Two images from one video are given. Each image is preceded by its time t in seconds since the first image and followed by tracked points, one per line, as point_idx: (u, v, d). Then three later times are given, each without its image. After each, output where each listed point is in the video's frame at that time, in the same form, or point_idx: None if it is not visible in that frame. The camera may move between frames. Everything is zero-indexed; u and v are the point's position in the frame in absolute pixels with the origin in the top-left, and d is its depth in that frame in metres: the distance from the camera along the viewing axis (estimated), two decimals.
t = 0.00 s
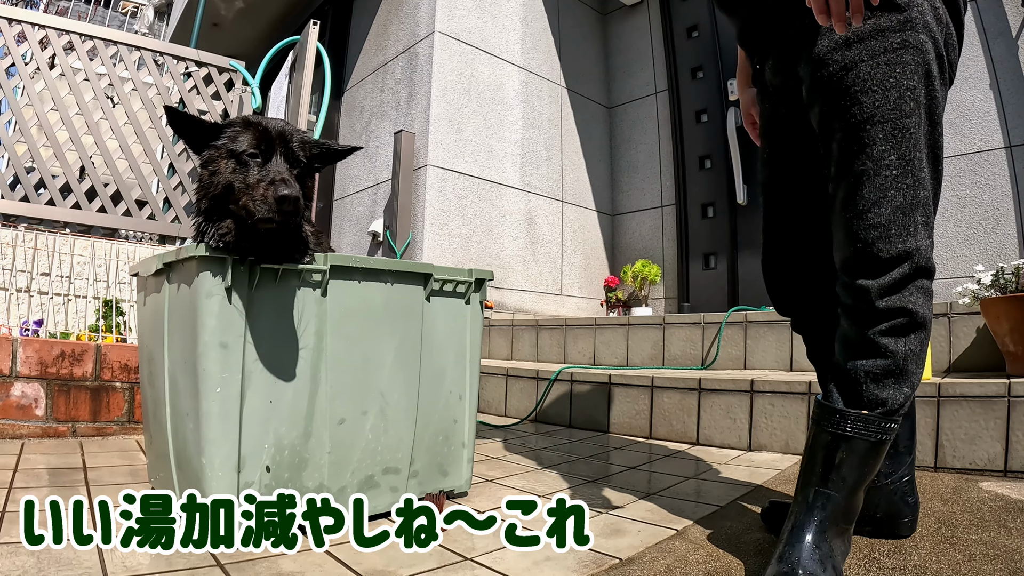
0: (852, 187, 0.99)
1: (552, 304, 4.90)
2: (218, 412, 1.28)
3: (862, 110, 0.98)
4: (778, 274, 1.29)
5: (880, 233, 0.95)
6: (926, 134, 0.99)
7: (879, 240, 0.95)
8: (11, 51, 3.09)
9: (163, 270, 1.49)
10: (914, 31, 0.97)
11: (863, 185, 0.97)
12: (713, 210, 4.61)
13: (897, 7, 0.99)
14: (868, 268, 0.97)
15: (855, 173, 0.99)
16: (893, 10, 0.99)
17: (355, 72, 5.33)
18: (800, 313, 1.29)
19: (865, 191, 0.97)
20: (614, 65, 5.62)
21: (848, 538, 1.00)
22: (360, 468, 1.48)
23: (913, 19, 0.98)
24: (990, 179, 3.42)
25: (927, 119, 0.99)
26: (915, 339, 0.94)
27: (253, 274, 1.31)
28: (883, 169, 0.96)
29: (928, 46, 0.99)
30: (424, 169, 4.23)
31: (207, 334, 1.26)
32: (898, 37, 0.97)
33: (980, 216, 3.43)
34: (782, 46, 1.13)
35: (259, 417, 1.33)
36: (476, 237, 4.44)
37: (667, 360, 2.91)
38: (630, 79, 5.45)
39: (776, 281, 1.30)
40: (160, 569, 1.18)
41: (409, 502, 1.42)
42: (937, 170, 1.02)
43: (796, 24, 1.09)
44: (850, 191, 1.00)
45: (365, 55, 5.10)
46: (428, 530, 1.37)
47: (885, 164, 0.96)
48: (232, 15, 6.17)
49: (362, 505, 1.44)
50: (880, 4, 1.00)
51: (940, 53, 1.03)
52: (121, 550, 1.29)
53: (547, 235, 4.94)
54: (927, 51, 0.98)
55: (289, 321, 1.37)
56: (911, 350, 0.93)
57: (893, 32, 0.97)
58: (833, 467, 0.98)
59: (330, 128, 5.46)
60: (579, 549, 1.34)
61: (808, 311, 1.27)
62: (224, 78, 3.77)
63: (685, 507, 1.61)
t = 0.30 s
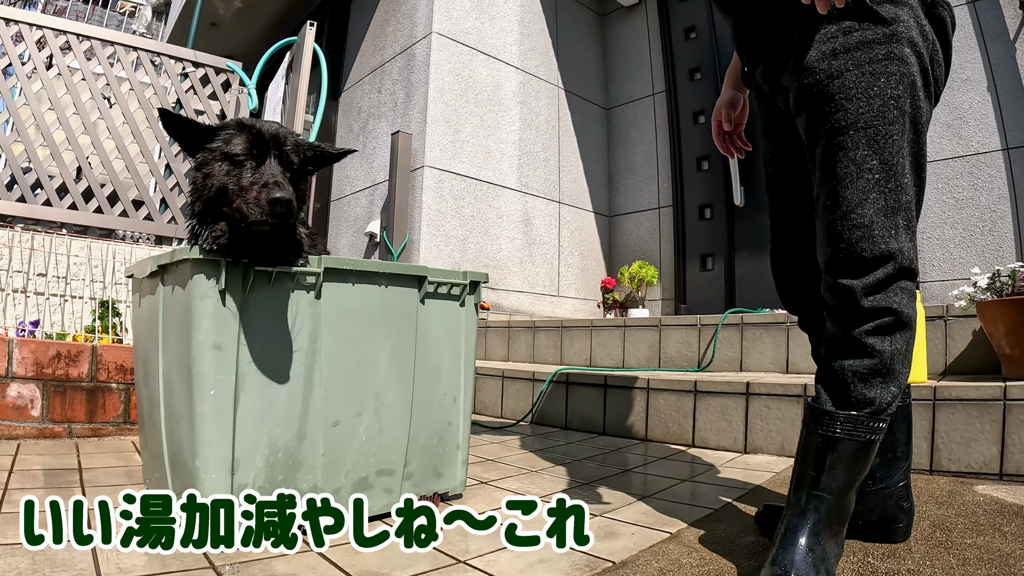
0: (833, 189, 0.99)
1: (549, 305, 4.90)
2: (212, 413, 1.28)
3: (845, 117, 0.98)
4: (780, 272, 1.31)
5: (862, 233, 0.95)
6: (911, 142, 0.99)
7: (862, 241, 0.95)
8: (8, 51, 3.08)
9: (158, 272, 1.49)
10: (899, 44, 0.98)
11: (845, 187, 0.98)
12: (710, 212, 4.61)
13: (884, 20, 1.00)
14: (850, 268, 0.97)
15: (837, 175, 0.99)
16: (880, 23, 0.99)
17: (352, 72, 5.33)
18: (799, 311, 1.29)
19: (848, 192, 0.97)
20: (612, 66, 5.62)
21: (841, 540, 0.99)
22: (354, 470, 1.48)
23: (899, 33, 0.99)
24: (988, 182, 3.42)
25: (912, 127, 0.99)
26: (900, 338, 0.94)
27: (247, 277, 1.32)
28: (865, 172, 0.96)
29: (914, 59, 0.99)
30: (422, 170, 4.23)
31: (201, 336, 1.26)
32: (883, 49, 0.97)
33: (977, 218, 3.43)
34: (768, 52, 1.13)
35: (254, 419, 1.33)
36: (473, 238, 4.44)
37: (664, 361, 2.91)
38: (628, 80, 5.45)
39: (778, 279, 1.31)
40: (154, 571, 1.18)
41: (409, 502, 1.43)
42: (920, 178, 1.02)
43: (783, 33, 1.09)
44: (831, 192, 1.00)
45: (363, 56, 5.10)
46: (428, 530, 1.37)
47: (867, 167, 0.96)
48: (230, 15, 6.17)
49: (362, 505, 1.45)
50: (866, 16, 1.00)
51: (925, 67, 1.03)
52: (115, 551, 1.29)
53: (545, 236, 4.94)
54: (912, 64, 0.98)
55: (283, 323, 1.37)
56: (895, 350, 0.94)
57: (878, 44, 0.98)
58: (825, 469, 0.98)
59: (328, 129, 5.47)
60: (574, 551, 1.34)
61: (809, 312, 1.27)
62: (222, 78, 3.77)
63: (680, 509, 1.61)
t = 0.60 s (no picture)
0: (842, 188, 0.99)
1: (549, 307, 4.90)
2: (211, 417, 1.27)
3: (858, 119, 0.98)
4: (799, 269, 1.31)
5: (872, 229, 0.94)
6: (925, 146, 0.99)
7: (871, 237, 0.95)
8: (8, 53, 3.08)
9: (156, 277, 1.49)
10: (917, 51, 0.97)
11: (854, 185, 0.98)
12: (710, 214, 4.60)
13: (903, 27, 0.99)
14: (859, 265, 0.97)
15: (847, 174, 0.99)
16: (899, 29, 0.99)
17: (352, 74, 5.33)
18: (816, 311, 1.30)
19: (858, 189, 0.97)
20: (612, 68, 5.61)
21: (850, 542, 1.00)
22: (353, 475, 1.48)
23: (917, 40, 0.98)
24: (987, 184, 3.42)
25: (926, 131, 0.98)
26: (909, 339, 0.94)
27: (246, 282, 1.31)
28: (876, 171, 0.96)
29: (930, 67, 0.98)
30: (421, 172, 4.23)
31: (199, 341, 1.26)
32: (900, 54, 0.97)
33: (977, 220, 3.43)
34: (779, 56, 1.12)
35: (252, 424, 1.33)
36: (472, 240, 4.44)
37: (663, 364, 2.92)
38: (627, 82, 5.45)
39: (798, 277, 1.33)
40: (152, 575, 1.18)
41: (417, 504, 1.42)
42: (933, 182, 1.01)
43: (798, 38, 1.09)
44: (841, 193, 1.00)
45: (363, 59, 5.10)
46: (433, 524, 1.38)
47: (879, 166, 0.96)
48: (229, 16, 6.17)
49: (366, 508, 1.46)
50: (886, 21, 1.00)
51: (941, 76, 1.03)
52: (114, 555, 1.28)
53: (544, 238, 4.94)
54: (928, 72, 0.98)
55: (281, 328, 1.37)
56: (905, 350, 0.93)
57: (895, 49, 0.97)
58: (837, 471, 0.98)
59: (328, 131, 5.47)
60: (572, 556, 1.34)
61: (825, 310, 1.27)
62: (221, 81, 3.77)
63: (679, 513, 1.61)
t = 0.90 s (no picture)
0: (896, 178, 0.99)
1: (550, 307, 4.90)
2: (213, 419, 1.27)
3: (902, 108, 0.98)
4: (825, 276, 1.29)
5: (933, 215, 0.94)
6: (972, 125, 0.98)
7: (934, 222, 0.94)
8: (9, 54, 3.09)
9: (160, 277, 1.49)
10: (944, 34, 0.98)
11: (905, 174, 0.97)
12: (711, 214, 4.60)
13: (926, 12, 1.01)
14: (924, 255, 0.96)
15: (895, 163, 0.99)
16: (922, 14, 1.00)
17: (353, 75, 5.33)
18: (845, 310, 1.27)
19: (912, 178, 0.97)
20: (613, 68, 5.62)
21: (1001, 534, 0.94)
22: (356, 474, 1.49)
23: (942, 24, 0.99)
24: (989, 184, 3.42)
25: (970, 111, 0.97)
26: (1003, 321, 0.90)
27: (249, 281, 1.31)
28: (926, 157, 0.96)
29: (960, 48, 0.99)
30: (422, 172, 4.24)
31: (203, 342, 1.26)
32: (928, 39, 0.98)
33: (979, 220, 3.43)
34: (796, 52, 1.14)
35: (257, 423, 1.33)
36: (473, 240, 4.44)
37: (665, 364, 2.92)
38: (628, 82, 5.45)
39: (815, 277, 1.31)
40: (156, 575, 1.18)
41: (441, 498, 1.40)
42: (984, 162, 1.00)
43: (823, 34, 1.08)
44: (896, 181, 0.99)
45: (364, 59, 5.11)
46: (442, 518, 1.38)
47: (928, 152, 0.96)
48: (230, 17, 6.17)
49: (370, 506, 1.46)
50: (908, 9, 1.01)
51: (973, 57, 1.03)
52: (118, 555, 1.28)
53: (545, 238, 4.94)
54: (960, 53, 0.98)
55: (286, 328, 1.37)
56: (1000, 334, 0.90)
57: (921, 35, 0.99)
58: (975, 470, 0.93)
59: (329, 131, 5.47)
60: (575, 555, 1.34)
61: (839, 304, 1.27)
62: (223, 81, 3.77)
63: (683, 512, 1.61)
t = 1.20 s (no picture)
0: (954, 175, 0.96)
1: (548, 307, 4.90)
2: (211, 419, 1.27)
3: (961, 98, 0.94)
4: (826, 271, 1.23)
5: (1000, 218, 0.90)
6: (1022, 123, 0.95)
7: (999, 226, 0.90)
8: (6, 55, 3.09)
9: (156, 277, 1.49)
10: (994, 23, 0.95)
11: (968, 174, 0.94)
12: (709, 213, 4.60)
13: None
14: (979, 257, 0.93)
15: (957, 162, 0.95)
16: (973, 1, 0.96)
17: (351, 74, 5.33)
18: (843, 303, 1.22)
19: (975, 178, 0.93)
20: (610, 68, 5.62)
21: None
22: (353, 474, 1.49)
23: (992, 12, 0.96)
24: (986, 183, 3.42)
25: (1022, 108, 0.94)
26: None
27: (246, 282, 1.31)
28: (988, 156, 0.92)
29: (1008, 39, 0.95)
30: (419, 173, 4.24)
31: (200, 342, 1.26)
32: (982, 28, 0.94)
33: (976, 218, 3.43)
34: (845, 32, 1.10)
35: (254, 424, 1.33)
36: (471, 240, 4.44)
37: (662, 363, 2.92)
38: (626, 81, 5.45)
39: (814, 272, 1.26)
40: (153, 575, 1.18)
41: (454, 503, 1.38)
42: None
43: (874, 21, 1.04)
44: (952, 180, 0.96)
45: (361, 59, 5.11)
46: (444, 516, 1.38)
47: (991, 151, 0.92)
48: (228, 18, 6.17)
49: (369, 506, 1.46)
50: None
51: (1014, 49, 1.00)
52: (115, 556, 1.28)
53: (543, 238, 4.94)
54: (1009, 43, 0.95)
55: (281, 328, 1.37)
56: None
57: (975, 23, 0.95)
58: (1010, 476, 0.90)
59: (326, 131, 5.47)
60: (572, 555, 1.34)
61: (838, 301, 1.22)
62: (220, 82, 3.77)
63: (680, 512, 1.61)
